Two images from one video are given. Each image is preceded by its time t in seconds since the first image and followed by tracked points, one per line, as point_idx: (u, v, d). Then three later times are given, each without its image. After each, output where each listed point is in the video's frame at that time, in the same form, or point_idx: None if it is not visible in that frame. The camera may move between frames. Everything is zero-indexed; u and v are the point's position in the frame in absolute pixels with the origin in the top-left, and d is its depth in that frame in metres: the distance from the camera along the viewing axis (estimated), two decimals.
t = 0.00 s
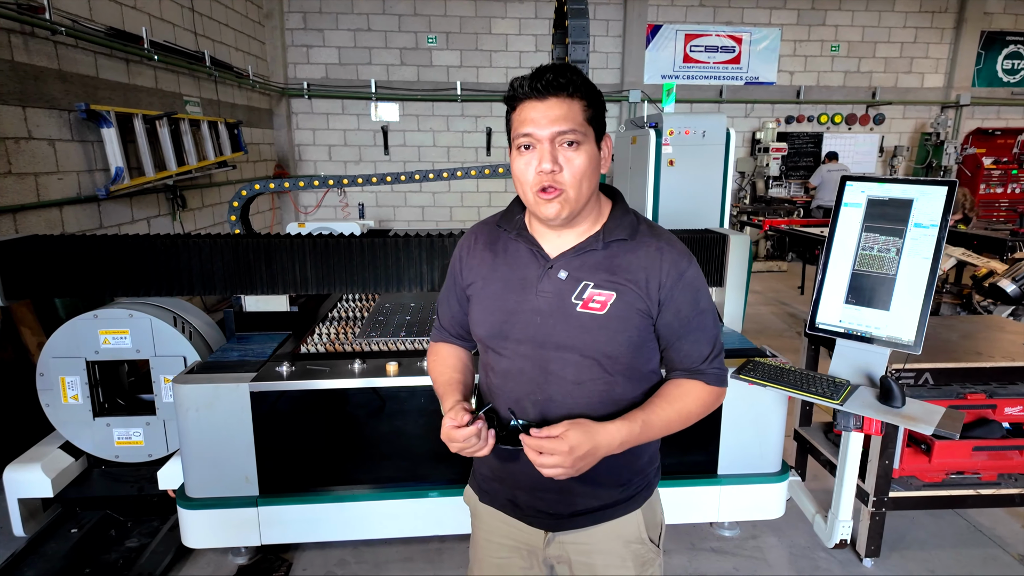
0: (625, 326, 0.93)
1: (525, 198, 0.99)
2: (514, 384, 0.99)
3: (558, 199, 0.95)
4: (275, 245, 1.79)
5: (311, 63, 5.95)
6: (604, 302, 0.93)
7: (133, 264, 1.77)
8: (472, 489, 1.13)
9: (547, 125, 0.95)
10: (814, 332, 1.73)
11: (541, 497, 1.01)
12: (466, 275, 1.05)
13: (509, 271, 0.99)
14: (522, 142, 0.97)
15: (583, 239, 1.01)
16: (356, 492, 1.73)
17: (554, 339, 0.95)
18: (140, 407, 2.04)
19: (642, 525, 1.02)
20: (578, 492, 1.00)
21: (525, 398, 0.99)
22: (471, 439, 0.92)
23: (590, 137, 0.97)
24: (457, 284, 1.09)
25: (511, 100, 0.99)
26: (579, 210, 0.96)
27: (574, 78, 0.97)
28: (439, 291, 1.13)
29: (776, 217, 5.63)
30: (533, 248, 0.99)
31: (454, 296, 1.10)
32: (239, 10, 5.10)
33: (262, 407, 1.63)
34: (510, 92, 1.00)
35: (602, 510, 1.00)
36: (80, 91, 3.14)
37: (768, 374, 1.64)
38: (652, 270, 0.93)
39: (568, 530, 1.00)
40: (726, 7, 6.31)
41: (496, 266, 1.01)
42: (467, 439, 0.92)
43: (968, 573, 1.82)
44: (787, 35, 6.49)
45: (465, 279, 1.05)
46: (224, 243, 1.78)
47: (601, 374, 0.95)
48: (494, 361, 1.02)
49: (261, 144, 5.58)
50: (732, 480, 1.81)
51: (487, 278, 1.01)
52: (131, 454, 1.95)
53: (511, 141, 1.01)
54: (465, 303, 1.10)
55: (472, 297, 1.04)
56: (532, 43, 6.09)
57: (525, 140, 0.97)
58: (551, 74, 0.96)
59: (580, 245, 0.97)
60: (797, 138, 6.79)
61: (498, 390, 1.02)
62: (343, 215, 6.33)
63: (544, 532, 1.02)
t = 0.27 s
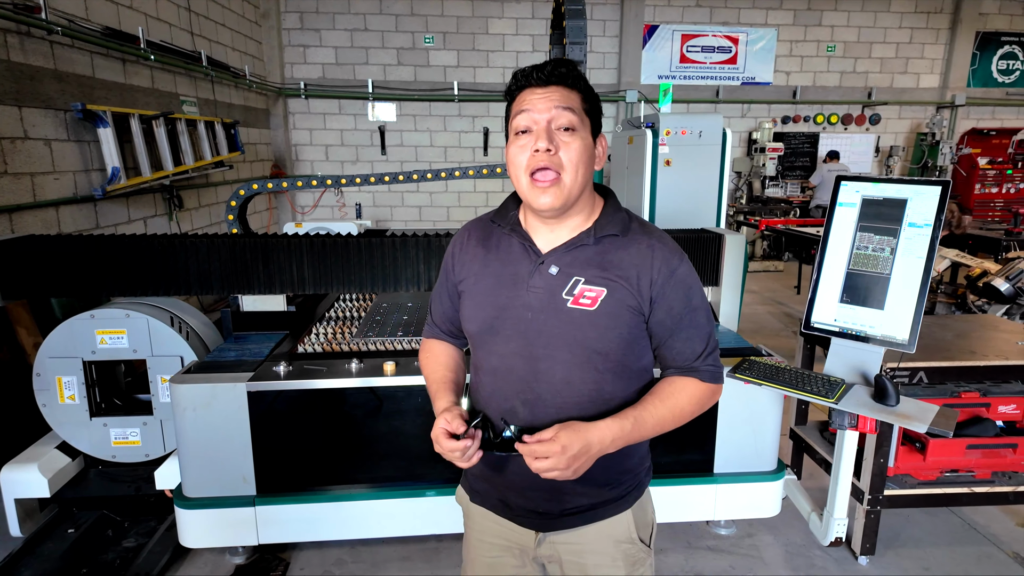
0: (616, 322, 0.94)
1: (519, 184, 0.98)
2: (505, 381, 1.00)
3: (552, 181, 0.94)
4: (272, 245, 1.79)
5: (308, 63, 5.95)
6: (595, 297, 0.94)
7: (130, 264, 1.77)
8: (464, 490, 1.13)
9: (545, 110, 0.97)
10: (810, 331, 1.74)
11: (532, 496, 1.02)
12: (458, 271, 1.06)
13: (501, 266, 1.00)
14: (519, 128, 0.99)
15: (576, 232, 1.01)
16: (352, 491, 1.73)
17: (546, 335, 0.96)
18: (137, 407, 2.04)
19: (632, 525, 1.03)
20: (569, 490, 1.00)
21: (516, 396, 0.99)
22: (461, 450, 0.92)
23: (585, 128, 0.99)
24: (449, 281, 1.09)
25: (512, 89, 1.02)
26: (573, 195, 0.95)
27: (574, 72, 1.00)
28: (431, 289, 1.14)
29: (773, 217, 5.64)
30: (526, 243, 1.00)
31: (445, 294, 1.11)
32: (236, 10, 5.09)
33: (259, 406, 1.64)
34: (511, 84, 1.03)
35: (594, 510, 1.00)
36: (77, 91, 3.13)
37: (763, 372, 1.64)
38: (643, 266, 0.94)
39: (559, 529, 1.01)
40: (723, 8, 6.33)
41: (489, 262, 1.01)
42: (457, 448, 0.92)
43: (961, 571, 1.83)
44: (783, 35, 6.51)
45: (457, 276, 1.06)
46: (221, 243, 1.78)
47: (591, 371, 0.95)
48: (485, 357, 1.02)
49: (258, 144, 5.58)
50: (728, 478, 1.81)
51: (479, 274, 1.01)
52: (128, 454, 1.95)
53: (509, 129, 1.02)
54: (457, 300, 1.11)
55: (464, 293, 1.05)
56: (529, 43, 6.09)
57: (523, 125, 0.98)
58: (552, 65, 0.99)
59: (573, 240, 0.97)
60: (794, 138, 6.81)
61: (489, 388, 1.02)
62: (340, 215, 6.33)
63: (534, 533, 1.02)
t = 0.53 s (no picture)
0: (612, 314, 0.94)
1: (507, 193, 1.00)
2: (501, 375, 1.00)
3: (531, 191, 0.95)
4: (270, 244, 1.79)
5: (305, 63, 5.94)
6: (591, 289, 0.95)
7: (127, 264, 1.77)
8: (460, 492, 1.13)
9: (519, 119, 0.97)
10: (806, 330, 1.75)
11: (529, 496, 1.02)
12: (454, 266, 1.07)
13: (498, 259, 1.01)
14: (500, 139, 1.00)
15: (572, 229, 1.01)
16: (351, 491, 1.73)
17: (542, 328, 0.96)
18: (135, 407, 2.04)
19: (628, 526, 1.04)
20: (565, 488, 1.01)
21: (512, 392, 0.99)
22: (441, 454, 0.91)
23: (565, 128, 0.97)
24: (446, 276, 1.10)
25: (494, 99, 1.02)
26: (556, 200, 0.96)
27: (550, 71, 0.98)
28: (425, 286, 1.15)
29: (769, 217, 5.66)
30: (521, 239, 1.01)
31: (441, 290, 1.12)
32: (233, 10, 5.09)
33: (257, 406, 1.64)
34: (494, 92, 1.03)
35: (591, 510, 1.00)
36: (73, 90, 3.13)
37: (759, 371, 1.66)
38: (639, 259, 0.95)
39: (556, 529, 1.01)
40: (719, 8, 6.35)
41: (486, 255, 1.02)
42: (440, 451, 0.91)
43: (956, 569, 1.84)
44: (780, 35, 6.53)
45: (453, 271, 1.07)
46: (218, 243, 1.78)
47: (586, 365, 0.96)
48: (480, 353, 1.03)
49: (255, 144, 5.57)
50: (726, 477, 1.82)
51: (476, 267, 1.02)
52: (126, 454, 1.95)
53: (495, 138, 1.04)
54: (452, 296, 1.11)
55: (460, 288, 1.05)
56: (526, 43, 6.10)
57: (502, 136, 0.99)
58: (524, 71, 0.98)
59: (570, 233, 0.98)
60: (790, 138, 6.84)
61: (484, 385, 1.03)
62: (337, 215, 6.33)
63: (530, 535, 1.03)
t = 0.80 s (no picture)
0: (607, 315, 0.95)
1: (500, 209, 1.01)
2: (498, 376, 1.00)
3: (525, 209, 0.96)
4: (268, 245, 1.80)
5: (303, 63, 5.94)
6: (587, 290, 0.95)
7: (124, 264, 1.77)
8: (457, 493, 1.14)
9: (504, 138, 0.96)
10: (802, 329, 1.76)
11: (526, 498, 1.02)
12: (450, 268, 1.07)
13: (494, 261, 1.01)
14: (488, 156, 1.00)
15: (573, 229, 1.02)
16: (349, 490, 1.74)
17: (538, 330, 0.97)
18: (134, 407, 2.04)
19: (626, 527, 1.04)
20: (563, 489, 1.01)
21: (509, 393, 1.00)
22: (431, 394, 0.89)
23: (553, 140, 0.97)
24: (441, 277, 1.10)
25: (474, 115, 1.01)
26: (550, 214, 0.97)
27: (530, 84, 0.96)
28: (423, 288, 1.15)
29: (766, 217, 5.68)
30: (517, 242, 1.01)
31: (437, 291, 1.12)
32: (230, 9, 5.08)
33: (256, 406, 1.64)
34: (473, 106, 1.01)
35: (589, 511, 1.01)
36: (71, 90, 3.12)
37: (756, 371, 1.67)
38: (634, 259, 0.96)
39: (554, 530, 1.02)
40: (717, 8, 6.37)
41: (481, 257, 1.02)
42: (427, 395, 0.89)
43: (952, 567, 1.85)
44: (777, 36, 6.54)
45: (449, 273, 1.07)
46: (216, 243, 1.78)
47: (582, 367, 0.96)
48: (478, 354, 1.03)
49: (252, 144, 5.56)
50: (723, 476, 1.83)
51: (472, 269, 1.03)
52: (124, 454, 1.95)
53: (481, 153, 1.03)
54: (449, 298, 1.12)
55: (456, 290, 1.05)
56: (524, 43, 6.11)
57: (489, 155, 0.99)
58: (503, 88, 0.97)
59: (565, 236, 0.98)
60: (787, 138, 6.85)
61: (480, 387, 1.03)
62: (335, 215, 6.33)
63: (528, 536, 1.04)
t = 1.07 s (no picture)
0: (605, 318, 0.95)
1: (493, 205, 1.01)
2: (495, 379, 1.00)
3: (521, 206, 0.96)
4: (265, 245, 1.80)
5: (301, 63, 5.94)
6: (585, 293, 0.95)
7: (121, 264, 1.77)
8: (453, 494, 1.14)
9: (504, 133, 0.95)
10: (800, 328, 1.76)
11: (523, 498, 1.02)
12: (444, 269, 1.06)
13: (489, 263, 1.01)
14: (484, 151, 0.99)
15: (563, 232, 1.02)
16: (348, 489, 1.74)
17: (534, 333, 0.97)
18: (132, 406, 2.04)
19: (623, 526, 1.04)
20: (559, 490, 1.01)
21: (505, 395, 1.00)
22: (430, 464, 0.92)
23: (551, 139, 0.97)
24: (435, 278, 1.10)
25: (472, 108, 1.00)
26: (546, 212, 0.97)
27: (532, 80, 0.96)
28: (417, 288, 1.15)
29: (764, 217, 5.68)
30: (511, 243, 1.01)
31: (431, 292, 1.12)
32: (227, 9, 5.07)
33: (254, 405, 1.64)
34: (471, 100, 1.00)
35: (586, 511, 1.01)
36: (68, 90, 3.12)
37: (754, 369, 1.67)
38: (632, 261, 0.96)
39: (551, 531, 1.02)
40: (715, 8, 6.37)
41: (476, 259, 1.02)
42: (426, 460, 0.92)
43: (949, 565, 1.86)
44: (775, 35, 6.55)
45: (443, 274, 1.07)
46: (214, 243, 1.78)
47: (580, 369, 0.97)
48: (474, 356, 1.03)
49: (250, 143, 5.55)
50: (721, 474, 1.83)
51: (466, 271, 1.02)
52: (122, 453, 1.95)
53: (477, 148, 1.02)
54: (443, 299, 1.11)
55: (450, 291, 1.05)
56: (522, 43, 6.11)
57: (486, 149, 0.98)
58: (504, 82, 0.96)
59: (560, 239, 0.98)
60: (785, 138, 6.86)
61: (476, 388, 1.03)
62: (333, 214, 6.32)
63: (525, 536, 1.04)
